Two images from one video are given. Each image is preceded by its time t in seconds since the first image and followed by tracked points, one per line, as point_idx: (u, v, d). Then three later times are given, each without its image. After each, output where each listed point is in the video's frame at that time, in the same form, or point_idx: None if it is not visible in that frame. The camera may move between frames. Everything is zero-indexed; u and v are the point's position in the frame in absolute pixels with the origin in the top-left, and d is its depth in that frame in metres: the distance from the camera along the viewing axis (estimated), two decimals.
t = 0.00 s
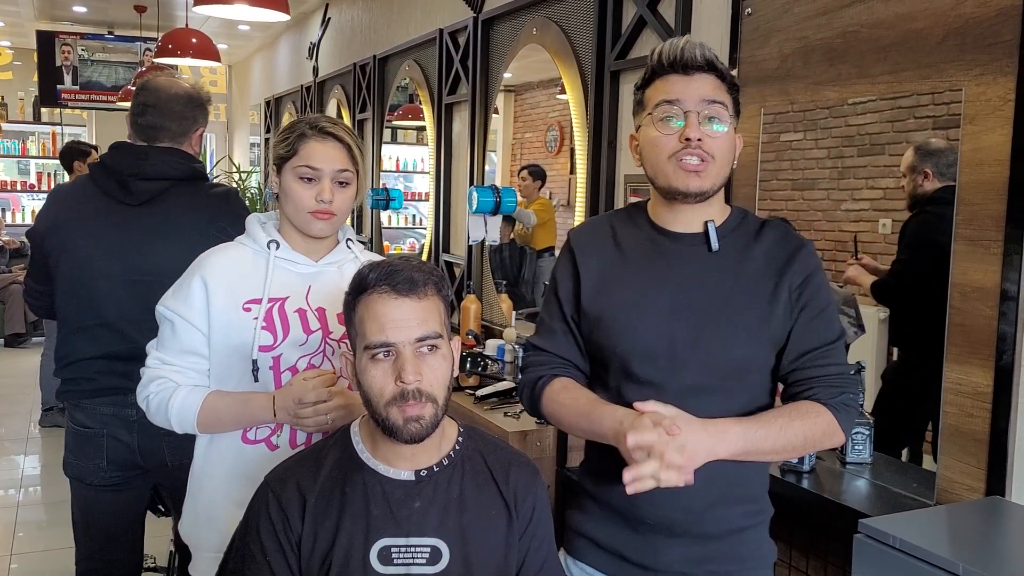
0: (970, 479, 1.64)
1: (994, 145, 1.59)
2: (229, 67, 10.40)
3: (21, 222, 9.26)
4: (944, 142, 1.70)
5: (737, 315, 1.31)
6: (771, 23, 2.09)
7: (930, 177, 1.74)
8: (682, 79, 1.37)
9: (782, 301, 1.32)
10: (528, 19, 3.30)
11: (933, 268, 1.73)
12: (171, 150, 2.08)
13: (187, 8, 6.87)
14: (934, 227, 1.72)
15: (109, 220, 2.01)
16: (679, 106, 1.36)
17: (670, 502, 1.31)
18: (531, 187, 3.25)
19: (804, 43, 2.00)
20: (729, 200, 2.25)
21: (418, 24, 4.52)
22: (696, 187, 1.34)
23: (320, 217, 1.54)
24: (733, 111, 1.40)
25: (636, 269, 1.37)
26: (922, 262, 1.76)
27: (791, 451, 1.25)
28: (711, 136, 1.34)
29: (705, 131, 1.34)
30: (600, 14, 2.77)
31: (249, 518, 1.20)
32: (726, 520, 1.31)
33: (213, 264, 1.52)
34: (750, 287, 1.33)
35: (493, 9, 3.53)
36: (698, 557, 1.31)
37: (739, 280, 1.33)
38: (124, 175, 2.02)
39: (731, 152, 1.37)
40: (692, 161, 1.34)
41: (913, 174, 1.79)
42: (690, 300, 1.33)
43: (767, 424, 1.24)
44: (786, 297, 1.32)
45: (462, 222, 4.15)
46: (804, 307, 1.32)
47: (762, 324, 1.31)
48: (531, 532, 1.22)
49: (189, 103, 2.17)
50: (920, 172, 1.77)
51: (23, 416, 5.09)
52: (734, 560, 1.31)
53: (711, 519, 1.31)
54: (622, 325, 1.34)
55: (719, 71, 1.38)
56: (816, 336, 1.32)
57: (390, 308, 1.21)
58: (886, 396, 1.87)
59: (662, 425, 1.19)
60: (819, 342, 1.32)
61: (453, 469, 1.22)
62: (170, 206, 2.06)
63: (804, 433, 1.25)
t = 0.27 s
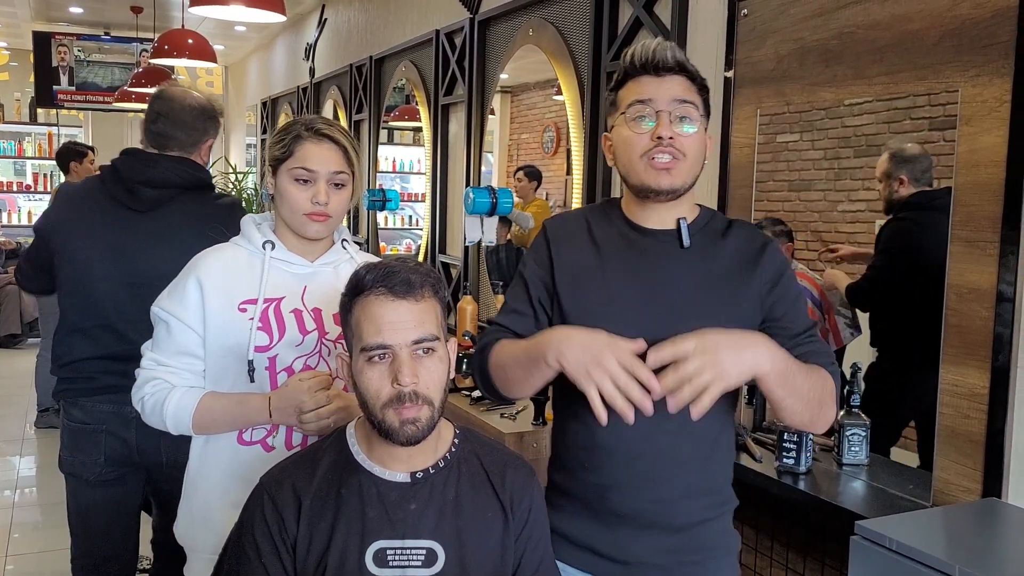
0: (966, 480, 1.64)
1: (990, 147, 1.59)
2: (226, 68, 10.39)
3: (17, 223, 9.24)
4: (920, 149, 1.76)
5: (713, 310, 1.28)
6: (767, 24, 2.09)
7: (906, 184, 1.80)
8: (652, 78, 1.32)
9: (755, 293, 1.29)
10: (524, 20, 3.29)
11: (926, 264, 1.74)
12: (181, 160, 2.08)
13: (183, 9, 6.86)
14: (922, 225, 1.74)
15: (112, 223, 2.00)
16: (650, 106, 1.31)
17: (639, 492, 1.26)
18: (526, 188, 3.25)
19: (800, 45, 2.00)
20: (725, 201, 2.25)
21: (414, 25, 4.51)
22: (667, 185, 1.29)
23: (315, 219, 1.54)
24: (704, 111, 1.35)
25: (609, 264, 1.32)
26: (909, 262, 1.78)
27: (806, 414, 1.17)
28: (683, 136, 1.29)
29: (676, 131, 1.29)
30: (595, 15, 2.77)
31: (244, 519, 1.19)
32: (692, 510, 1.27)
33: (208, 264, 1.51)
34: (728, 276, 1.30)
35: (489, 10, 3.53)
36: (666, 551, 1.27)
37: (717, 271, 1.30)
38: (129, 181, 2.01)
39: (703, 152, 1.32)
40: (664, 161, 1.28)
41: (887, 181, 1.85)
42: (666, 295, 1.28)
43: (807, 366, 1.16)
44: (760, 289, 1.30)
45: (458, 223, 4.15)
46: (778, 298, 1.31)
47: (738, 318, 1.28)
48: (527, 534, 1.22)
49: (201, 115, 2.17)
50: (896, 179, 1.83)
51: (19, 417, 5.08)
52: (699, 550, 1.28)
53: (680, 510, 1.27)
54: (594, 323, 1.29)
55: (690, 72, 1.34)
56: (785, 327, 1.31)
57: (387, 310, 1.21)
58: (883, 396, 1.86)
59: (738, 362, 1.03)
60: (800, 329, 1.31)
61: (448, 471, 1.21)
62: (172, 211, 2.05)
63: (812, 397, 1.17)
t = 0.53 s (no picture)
0: (963, 481, 1.64)
1: (987, 147, 1.58)
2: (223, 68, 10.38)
3: (15, 223, 9.22)
4: (879, 154, 1.87)
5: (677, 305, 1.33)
6: (764, 24, 2.09)
7: (871, 189, 1.89)
8: (625, 87, 1.35)
9: (715, 285, 1.36)
10: (522, 20, 3.29)
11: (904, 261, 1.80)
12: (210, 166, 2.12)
13: (180, 8, 6.85)
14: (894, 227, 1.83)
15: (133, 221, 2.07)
16: (621, 114, 1.33)
17: (608, 482, 1.29)
18: (525, 187, 3.25)
19: (797, 45, 2.00)
20: (722, 201, 2.25)
21: (412, 25, 4.51)
22: (636, 194, 1.31)
23: (312, 219, 1.53)
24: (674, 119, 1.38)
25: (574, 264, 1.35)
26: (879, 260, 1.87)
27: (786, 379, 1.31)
28: (652, 144, 1.31)
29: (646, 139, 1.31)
30: (592, 15, 2.76)
31: (240, 520, 1.19)
32: (657, 499, 1.31)
33: (205, 264, 1.51)
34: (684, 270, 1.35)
35: (486, 10, 3.52)
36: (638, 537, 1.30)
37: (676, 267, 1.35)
38: (155, 180, 2.06)
39: (671, 160, 1.35)
40: (633, 168, 1.31)
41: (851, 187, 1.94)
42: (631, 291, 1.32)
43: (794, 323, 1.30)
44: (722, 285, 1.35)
45: (455, 223, 4.15)
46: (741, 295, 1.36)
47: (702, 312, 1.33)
48: (524, 534, 1.21)
49: (231, 125, 2.19)
50: (858, 185, 1.92)
51: (15, 416, 5.07)
52: (669, 538, 1.32)
53: (648, 498, 1.30)
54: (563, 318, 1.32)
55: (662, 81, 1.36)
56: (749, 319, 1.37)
57: (385, 312, 1.20)
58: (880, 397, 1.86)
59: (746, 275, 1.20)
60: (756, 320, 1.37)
61: (446, 472, 1.21)
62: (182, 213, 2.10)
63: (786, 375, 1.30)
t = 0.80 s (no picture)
0: (961, 481, 1.64)
1: (985, 147, 1.59)
2: (221, 68, 10.37)
3: (12, 223, 9.21)
4: (854, 160, 1.91)
5: (650, 309, 1.42)
6: (763, 24, 2.09)
7: (850, 195, 1.92)
8: (596, 103, 1.41)
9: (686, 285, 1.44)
10: (520, 20, 3.29)
11: (886, 263, 1.85)
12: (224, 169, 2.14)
13: (178, 8, 6.84)
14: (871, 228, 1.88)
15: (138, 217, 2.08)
16: (592, 131, 1.40)
17: (588, 474, 1.39)
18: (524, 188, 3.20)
19: (795, 45, 2.01)
20: (720, 202, 2.26)
21: (410, 25, 4.51)
22: (606, 212, 1.39)
23: (309, 218, 1.53)
24: (643, 132, 1.45)
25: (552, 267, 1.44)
26: (863, 264, 1.90)
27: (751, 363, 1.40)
28: (622, 161, 1.39)
29: (616, 156, 1.39)
30: (591, 15, 2.76)
31: (239, 520, 1.18)
32: (637, 488, 1.40)
33: (203, 264, 1.51)
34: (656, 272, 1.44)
35: (485, 10, 3.52)
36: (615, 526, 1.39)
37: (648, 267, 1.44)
38: (165, 174, 2.07)
39: (641, 173, 1.43)
40: (604, 184, 1.39)
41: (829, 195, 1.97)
42: (605, 297, 1.41)
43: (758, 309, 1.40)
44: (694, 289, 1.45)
45: (453, 224, 4.15)
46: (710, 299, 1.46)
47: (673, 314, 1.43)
48: (522, 534, 1.21)
49: (251, 136, 2.24)
50: (837, 192, 1.95)
51: (13, 417, 5.06)
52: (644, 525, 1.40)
53: (626, 488, 1.39)
54: (542, 321, 1.41)
55: (631, 96, 1.42)
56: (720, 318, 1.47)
57: (383, 313, 1.20)
58: (878, 397, 1.86)
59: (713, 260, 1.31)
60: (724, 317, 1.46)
61: (444, 472, 1.21)
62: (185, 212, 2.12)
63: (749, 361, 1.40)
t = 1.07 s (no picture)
0: (957, 480, 1.64)
1: (981, 147, 1.59)
2: (218, 67, 10.35)
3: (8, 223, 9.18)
4: (839, 167, 1.93)
5: (636, 310, 1.43)
6: (759, 24, 2.10)
7: (839, 202, 1.93)
8: (578, 119, 1.41)
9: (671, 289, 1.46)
10: (517, 19, 3.29)
11: (877, 263, 1.85)
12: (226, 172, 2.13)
13: (174, 8, 6.83)
14: (860, 230, 1.89)
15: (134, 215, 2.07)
16: (575, 149, 1.40)
17: (576, 470, 1.40)
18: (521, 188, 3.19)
19: (792, 45, 2.01)
20: (717, 201, 2.26)
21: (407, 25, 4.51)
22: (590, 228, 1.40)
23: (305, 217, 1.53)
24: (628, 144, 1.44)
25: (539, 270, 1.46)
26: (854, 266, 1.91)
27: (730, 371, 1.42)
28: (605, 178, 1.39)
29: (599, 173, 1.39)
30: (587, 15, 2.76)
31: (235, 520, 1.18)
32: (623, 484, 1.41)
33: (200, 264, 1.50)
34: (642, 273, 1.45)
35: (482, 10, 3.52)
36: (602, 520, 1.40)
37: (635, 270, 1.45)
38: (166, 172, 2.07)
39: (626, 186, 1.42)
40: (587, 202, 1.39)
41: (818, 203, 1.99)
42: (592, 298, 1.43)
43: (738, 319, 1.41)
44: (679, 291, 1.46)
45: (450, 224, 4.15)
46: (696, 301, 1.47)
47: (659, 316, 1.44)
48: (518, 534, 1.21)
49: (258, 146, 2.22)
50: (826, 200, 1.97)
51: (9, 417, 5.05)
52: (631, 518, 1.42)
53: (612, 485, 1.41)
54: (530, 323, 1.43)
55: (614, 110, 1.41)
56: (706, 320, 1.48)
57: (380, 313, 1.20)
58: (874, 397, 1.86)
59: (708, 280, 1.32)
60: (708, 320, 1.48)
61: (440, 472, 1.21)
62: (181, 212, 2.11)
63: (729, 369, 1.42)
